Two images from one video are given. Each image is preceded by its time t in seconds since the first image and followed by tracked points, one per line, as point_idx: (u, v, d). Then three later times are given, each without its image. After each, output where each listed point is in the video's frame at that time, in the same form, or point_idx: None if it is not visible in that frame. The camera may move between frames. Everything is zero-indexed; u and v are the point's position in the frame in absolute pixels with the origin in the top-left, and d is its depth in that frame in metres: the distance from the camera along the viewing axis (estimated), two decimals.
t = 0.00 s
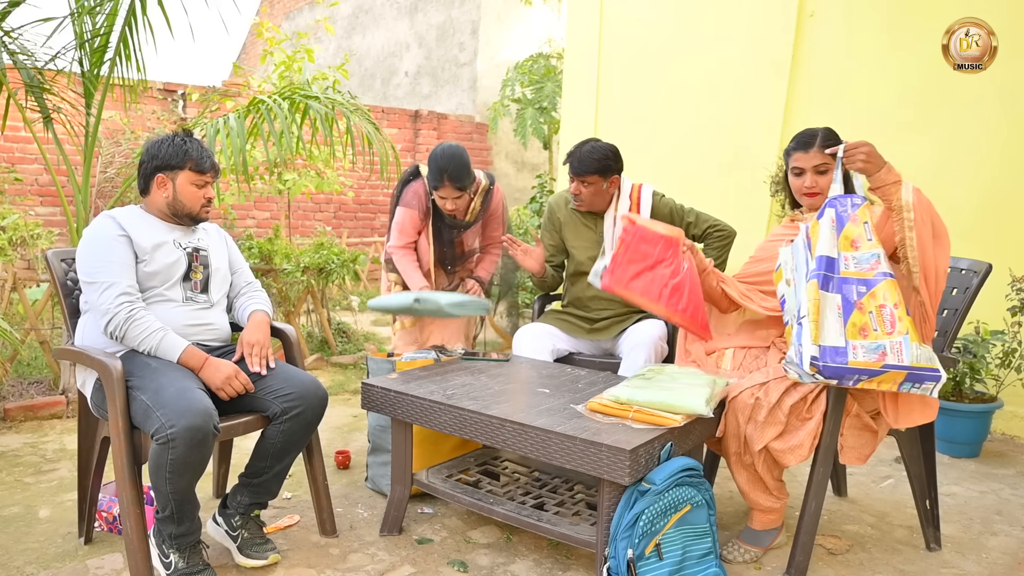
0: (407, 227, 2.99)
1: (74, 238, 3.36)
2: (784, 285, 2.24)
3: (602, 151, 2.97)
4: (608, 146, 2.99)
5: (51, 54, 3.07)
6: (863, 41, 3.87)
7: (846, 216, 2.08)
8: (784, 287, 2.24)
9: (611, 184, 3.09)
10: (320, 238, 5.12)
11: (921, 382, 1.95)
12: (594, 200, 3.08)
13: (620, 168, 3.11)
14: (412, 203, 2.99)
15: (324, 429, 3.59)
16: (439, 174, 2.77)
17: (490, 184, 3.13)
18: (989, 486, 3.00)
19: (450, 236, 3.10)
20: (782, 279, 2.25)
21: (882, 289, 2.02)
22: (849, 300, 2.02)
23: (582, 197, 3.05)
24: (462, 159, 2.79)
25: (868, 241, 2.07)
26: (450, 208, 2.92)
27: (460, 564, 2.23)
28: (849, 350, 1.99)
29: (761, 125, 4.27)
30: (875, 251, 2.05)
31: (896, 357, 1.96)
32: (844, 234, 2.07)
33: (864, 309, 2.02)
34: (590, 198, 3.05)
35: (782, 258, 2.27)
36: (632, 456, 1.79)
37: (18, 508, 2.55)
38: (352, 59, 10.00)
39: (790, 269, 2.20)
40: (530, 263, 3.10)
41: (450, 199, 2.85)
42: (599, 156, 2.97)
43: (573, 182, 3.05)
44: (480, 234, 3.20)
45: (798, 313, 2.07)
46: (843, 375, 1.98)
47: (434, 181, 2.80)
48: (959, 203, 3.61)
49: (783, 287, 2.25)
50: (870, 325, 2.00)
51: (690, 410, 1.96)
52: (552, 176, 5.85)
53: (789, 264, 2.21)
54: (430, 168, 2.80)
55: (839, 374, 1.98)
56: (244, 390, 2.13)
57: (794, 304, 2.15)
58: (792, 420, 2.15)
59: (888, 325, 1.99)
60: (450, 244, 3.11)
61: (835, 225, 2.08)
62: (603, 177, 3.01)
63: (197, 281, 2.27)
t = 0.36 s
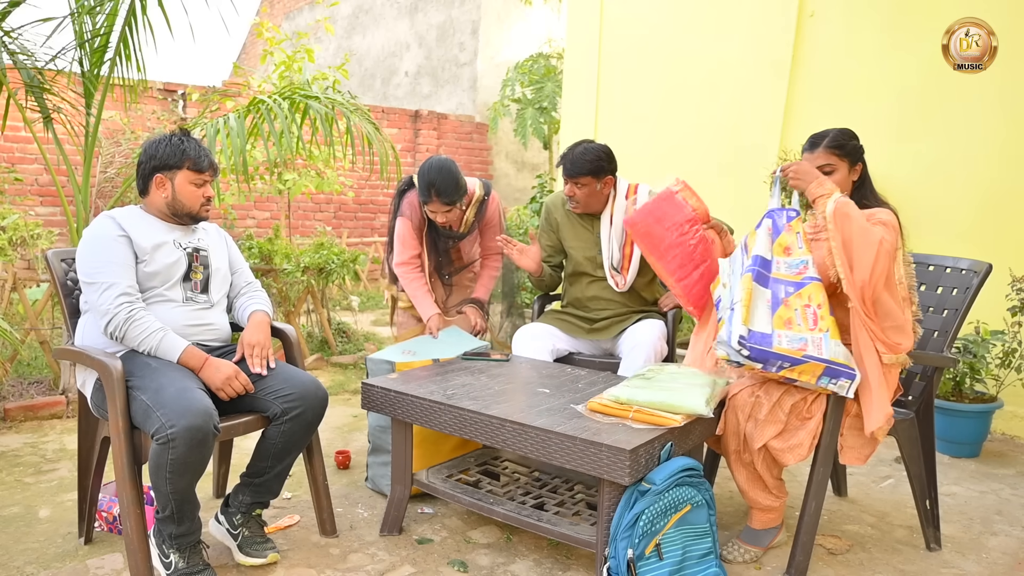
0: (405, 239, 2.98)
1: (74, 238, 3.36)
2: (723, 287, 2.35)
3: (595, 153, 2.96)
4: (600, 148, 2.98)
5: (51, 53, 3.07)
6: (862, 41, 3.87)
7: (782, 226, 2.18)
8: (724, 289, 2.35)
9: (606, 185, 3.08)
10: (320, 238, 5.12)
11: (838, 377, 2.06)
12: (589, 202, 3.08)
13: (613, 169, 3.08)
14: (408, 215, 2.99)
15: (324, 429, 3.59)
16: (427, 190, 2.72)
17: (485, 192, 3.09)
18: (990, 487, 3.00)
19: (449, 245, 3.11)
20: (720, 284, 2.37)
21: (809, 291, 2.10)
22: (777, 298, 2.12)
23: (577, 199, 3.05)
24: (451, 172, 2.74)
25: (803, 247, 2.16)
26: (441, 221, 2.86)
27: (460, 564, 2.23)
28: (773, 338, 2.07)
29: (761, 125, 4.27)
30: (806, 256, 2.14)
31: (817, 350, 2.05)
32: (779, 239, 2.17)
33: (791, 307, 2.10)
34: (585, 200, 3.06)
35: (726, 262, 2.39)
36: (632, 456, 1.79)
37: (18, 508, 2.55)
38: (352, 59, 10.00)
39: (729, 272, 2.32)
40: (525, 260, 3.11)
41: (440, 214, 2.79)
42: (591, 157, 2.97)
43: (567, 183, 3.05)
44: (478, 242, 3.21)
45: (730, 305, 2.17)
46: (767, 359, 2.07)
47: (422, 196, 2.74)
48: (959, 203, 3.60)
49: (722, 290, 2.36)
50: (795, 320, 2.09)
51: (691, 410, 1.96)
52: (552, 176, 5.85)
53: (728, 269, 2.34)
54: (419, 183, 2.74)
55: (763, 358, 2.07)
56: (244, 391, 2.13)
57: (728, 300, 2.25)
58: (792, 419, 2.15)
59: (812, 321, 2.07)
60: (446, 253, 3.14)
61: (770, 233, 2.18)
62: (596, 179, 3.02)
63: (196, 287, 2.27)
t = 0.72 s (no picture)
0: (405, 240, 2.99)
1: (74, 238, 3.36)
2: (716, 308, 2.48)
3: (595, 152, 2.96)
4: (601, 147, 2.99)
5: (51, 54, 3.07)
6: (862, 41, 3.87)
7: (762, 255, 2.27)
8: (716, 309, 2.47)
9: (606, 185, 3.07)
10: (320, 238, 5.12)
11: (802, 395, 2.08)
12: (589, 201, 3.08)
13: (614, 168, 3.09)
14: (408, 216, 2.99)
15: (324, 429, 3.59)
16: (428, 192, 2.71)
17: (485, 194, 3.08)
18: (990, 486, 3.00)
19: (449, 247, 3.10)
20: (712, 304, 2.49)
21: (773, 312, 2.16)
22: (744, 324, 2.23)
23: (577, 198, 3.05)
24: (452, 175, 2.73)
25: (772, 272, 2.23)
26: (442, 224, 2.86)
27: (460, 564, 2.23)
28: (727, 359, 2.19)
29: (760, 125, 4.27)
30: (776, 280, 2.21)
31: (771, 369, 2.11)
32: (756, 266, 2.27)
33: (755, 331, 2.19)
34: (585, 199, 3.06)
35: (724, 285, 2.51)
36: (632, 456, 1.79)
37: (18, 508, 2.55)
38: (352, 59, 10.00)
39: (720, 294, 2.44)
40: (525, 256, 3.10)
41: (442, 217, 2.80)
42: (592, 157, 2.97)
43: (568, 183, 3.05)
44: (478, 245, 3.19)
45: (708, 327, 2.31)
46: (719, 379, 2.17)
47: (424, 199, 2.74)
48: (959, 203, 3.60)
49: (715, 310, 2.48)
50: (755, 343, 2.17)
51: (691, 409, 1.97)
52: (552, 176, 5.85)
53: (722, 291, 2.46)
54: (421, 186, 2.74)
55: (718, 379, 2.17)
56: (244, 391, 2.13)
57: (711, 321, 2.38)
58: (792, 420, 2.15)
59: (771, 342, 2.14)
60: (446, 255, 3.13)
61: (752, 264, 2.29)
62: (596, 178, 3.02)
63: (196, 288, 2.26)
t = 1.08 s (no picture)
0: (403, 242, 2.98)
1: (74, 238, 3.36)
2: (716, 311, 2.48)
3: (597, 152, 2.96)
4: (603, 146, 2.99)
5: (51, 54, 3.07)
6: (862, 41, 3.87)
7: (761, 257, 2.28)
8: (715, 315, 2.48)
9: (607, 185, 3.08)
10: (320, 238, 5.12)
11: (803, 392, 2.07)
12: (590, 201, 3.08)
13: (614, 168, 3.09)
14: (408, 216, 2.99)
15: (324, 429, 3.59)
16: (430, 196, 2.71)
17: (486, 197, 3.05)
18: (990, 486, 3.00)
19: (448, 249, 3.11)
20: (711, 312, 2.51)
21: (773, 309, 2.16)
22: (743, 322, 2.24)
23: (578, 198, 3.06)
24: (454, 178, 2.73)
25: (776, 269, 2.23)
26: (443, 227, 2.87)
27: (460, 564, 2.23)
28: (728, 358, 2.20)
29: (760, 125, 4.27)
30: (775, 278, 2.21)
31: (772, 367, 2.11)
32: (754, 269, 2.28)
33: (755, 329, 2.19)
34: (586, 199, 3.06)
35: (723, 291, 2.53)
36: (632, 456, 1.79)
37: (18, 508, 2.55)
38: (352, 59, 10.00)
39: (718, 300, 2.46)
40: (530, 264, 3.11)
41: (443, 220, 2.80)
42: (594, 157, 2.97)
43: (569, 182, 3.05)
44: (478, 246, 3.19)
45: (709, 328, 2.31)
46: (722, 379, 2.16)
47: (425, 202, 2.74)
48: (959, 204, 3.60)
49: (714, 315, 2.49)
50: (756, 342, 2.18)
51: (691, 409, 1.97)
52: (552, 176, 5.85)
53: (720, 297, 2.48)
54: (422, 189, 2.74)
55: (719, 378, 2.17)
56: (244, 392, 2.12)
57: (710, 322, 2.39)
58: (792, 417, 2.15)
59: (771, 339, 2.14)
60: (447, 257, 3.13)
61: (749, 266, 2.29)
62: (598, 178, 3.02)
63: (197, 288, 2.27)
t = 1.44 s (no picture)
0: (414, 249, 2.98)
1: (74, 238, 3.36)
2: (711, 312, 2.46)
3: (598, 152, 2.96)
4: (604, 147, 2.99)
5: (51, 54, 3.07)
6: (862, 41, 3.87)
7: (759, 258, 2.26)
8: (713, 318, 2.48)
9: (608, 185, 3.08)
10: (320, 238, 5.12)
11: (804, 391, 2.07)
12: (592, 201, 3.08)
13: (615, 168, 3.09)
14: (414, 221, 2.99)
15: (324, 429, 3.58)
16: (436, 202, 2.71)
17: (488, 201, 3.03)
18: (989, 486, 3.00)
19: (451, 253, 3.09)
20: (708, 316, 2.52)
21: (773, 310, 2.16)
22: (742, 322, 2.22)
23: (579, 197, 3.06)
24: (460, 183, 2.73)
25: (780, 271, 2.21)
26: (449, 233, 2.86)
27: (460, 564, 2.23)
28: (728, 357, 2.18)
29: (760, 125, 4.27)
30: (774, 278, 2.20)
31: (773, 366, 2.10)
32: (753, 270, 2.26)
33: (755, 329, 2.18)
34: (587, 198, 3.06)
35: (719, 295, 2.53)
36: (632, 456, 1.79)
37: (18, 508, 2.55)
38: (352, 59, 10.00)
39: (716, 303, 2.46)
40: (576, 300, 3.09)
41: (448, 226, 2.79)
42: (595, 157, 2.97)
43: (570, 182, 3.05)
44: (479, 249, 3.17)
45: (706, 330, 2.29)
46: (723, 379, 2.15)
47: (430, 208, 2.73)
48: (959, 204, 3.60)
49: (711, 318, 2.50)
50: (755, 341, 2.17)
51: (691, 409, 1.97)
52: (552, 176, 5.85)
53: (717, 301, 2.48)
54: (427, 196, 2.74)
55: (720, 379, 2.16)
56: (244, 393, 2.12)
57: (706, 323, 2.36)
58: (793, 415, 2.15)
59: (771, 339, 2.14)
60: (451, 261, 3.12)
61: (747, 267, 2.28)
62: (599, 178, 3.01)
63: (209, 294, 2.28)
